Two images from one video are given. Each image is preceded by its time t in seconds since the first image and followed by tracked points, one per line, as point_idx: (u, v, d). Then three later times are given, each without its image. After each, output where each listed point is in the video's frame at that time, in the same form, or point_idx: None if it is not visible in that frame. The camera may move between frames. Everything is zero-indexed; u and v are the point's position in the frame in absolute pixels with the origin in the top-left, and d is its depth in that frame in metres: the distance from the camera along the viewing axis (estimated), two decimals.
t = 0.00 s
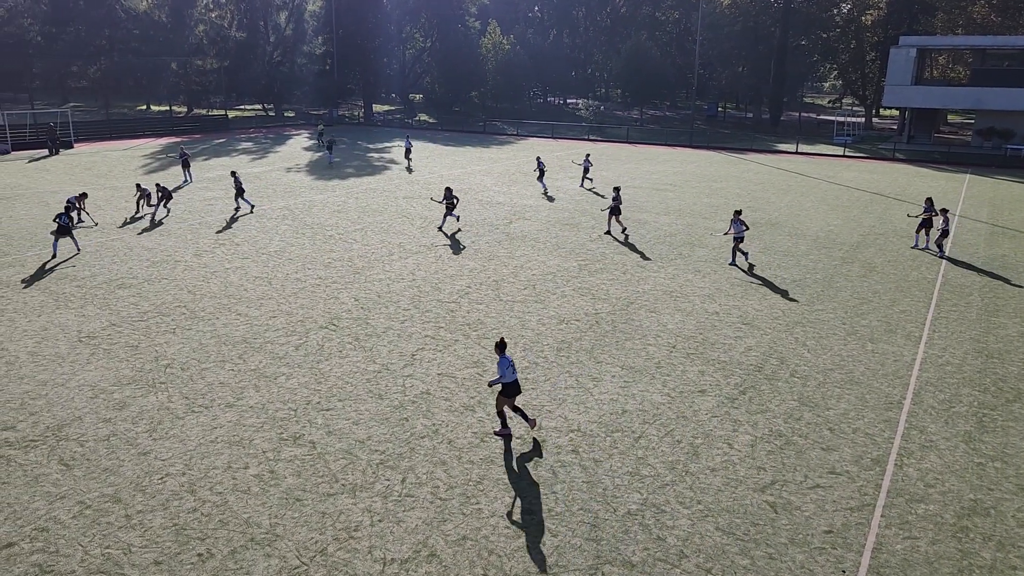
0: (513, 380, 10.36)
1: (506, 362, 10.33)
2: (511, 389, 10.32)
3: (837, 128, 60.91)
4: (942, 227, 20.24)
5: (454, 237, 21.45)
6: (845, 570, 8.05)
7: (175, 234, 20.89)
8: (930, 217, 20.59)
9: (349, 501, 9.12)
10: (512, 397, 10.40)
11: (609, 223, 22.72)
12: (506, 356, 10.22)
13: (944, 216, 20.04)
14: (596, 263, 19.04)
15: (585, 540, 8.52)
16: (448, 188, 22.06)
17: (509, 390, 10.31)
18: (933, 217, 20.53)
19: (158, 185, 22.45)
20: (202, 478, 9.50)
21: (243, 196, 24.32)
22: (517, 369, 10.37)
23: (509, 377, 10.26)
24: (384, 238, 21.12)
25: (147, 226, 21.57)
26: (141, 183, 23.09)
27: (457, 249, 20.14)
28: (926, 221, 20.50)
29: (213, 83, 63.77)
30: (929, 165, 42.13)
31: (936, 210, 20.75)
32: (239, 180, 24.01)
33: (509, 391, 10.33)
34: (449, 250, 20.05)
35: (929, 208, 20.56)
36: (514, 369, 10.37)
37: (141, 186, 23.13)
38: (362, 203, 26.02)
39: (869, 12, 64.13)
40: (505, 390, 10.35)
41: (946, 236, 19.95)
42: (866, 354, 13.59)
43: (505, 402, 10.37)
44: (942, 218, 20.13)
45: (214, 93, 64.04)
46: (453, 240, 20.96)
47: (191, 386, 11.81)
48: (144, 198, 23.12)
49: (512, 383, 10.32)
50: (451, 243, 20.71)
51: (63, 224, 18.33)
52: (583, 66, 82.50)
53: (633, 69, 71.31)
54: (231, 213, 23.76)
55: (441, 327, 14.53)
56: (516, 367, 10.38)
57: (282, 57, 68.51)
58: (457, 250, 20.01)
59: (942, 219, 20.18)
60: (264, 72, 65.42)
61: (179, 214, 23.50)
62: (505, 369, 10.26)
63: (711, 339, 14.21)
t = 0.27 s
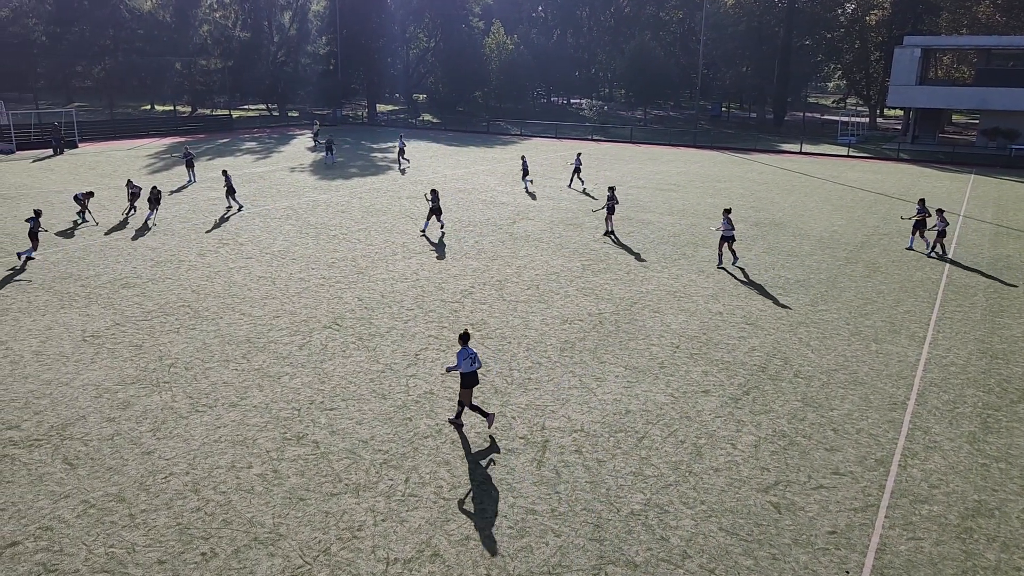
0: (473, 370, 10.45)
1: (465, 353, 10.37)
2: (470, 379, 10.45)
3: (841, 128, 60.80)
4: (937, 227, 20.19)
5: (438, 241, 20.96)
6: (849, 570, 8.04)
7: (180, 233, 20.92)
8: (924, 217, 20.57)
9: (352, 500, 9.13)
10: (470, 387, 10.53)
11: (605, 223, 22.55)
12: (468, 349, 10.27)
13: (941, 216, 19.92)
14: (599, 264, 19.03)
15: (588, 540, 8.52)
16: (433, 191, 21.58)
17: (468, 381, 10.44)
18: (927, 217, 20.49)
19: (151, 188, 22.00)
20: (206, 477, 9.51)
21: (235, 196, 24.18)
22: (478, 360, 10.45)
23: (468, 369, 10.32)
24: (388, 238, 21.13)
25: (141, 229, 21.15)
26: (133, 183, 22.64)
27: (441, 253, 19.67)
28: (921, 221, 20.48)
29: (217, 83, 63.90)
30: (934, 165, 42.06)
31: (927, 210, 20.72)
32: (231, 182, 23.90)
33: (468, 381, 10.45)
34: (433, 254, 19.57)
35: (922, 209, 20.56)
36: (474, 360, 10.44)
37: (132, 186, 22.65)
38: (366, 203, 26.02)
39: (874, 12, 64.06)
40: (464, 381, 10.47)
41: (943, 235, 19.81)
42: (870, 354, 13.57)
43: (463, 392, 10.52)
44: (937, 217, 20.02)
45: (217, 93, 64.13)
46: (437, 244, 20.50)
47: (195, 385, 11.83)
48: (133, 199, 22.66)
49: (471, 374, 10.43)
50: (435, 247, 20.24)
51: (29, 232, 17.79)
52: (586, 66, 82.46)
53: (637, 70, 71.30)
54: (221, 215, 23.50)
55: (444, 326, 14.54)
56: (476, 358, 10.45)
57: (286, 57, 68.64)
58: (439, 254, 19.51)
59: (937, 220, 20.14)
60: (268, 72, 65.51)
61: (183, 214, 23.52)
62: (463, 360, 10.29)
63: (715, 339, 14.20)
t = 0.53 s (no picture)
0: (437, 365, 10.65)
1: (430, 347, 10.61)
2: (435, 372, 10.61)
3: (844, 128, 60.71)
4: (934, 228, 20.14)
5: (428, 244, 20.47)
6: (851, 571, 8.04)
7: (184, 233, 20.96)
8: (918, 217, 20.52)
9: (355, 500, 9.14)
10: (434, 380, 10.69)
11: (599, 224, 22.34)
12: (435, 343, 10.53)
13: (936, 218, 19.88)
14: (602, 264, 19.02)
15: (591, 540, 8.51)
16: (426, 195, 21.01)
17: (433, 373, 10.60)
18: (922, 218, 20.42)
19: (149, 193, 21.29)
20: (209, 477, 9.52)
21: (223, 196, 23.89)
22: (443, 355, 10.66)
23: (433, 360, 10.55)
24: (391, 237, 21.14)
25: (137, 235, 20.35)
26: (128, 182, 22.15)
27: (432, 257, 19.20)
28: (917, 221, 20.38)
29: (220, 83, 63.99)
30: (937, 165, 42.01)
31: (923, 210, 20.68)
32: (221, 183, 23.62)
33: (431, 373, 10.61)
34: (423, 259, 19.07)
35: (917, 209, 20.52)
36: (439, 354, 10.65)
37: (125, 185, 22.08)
38: (369, 203, 26.02)
39: (877, 12, 63.99)
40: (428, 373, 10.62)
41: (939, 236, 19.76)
42: (873, 355, 13.55)
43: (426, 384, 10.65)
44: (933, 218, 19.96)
45: (221, 92, 64.22)
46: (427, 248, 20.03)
47: (198, 385, 11.84)
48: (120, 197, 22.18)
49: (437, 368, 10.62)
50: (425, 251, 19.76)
51: (0, 233, 17.22)
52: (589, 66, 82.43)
53: (639, 70, 71.28)
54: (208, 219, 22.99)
55: (447, 326, 14.55)
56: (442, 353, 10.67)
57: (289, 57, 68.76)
58: (430, 259, 19.01)
59: (933, 220, 20.10)
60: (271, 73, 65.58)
61: (186, 214, 23.54)
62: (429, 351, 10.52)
63: (718, 339, 14.19)
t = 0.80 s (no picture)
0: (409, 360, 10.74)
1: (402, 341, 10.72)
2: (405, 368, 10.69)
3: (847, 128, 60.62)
4: (929, 230, 20.07)
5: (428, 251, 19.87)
6: (854, 572, 8.03)
7: (187, 233, 20.99)
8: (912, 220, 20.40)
9: (357, 500, 9.14)
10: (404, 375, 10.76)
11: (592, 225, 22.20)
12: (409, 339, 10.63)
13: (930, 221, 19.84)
14: (604, 264, 18.99)
15: (593, 541, 8.51)
16: (425, 199, 20.34)
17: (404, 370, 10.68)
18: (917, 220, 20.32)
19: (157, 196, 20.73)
20: (211, 477, 9.53)
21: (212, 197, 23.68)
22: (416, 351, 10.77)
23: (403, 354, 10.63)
24: (393, 238, 21.14)
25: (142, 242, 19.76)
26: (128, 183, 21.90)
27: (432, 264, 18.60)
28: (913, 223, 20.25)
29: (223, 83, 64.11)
30: (940, 165, 41.94)
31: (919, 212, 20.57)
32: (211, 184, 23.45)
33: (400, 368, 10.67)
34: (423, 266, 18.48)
35: (912, 211, 20.40)
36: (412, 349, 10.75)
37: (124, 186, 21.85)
38: (371, 204, 26.02)
39: (880, 12, 63.90)
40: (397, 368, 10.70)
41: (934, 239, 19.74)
42: (876, 355, 13.54)
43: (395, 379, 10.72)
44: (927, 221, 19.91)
45: (224, 92, 64.30)
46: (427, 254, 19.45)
47: (201, 384, 11.87)
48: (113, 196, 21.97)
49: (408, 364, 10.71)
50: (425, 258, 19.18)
51: None
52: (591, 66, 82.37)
53: (642, 70, 71.24)
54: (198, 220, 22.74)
55: (449, 327, 14.55)
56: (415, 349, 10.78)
57: (292, 57, 68.86)
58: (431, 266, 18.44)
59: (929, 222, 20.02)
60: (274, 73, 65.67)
61: (188, 214, 23.57)
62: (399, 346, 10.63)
63: (720, 340, 14.18)
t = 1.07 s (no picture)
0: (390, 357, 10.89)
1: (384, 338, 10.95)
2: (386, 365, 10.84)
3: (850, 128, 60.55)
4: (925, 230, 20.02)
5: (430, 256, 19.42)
6: (855, 572, 8.02)
7: (188, 233, 21.01)
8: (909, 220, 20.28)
9: (359, 500, 9.15)
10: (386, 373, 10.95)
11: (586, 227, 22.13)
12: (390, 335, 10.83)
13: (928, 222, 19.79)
14: (605, 264, 18.99)
15: (594, 541, 8.51)
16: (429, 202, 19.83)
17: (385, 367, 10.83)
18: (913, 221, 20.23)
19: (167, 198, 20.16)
20: (213, 476, 9.54)
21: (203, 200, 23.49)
22: (397, 348, 10.93)
23: (385, 353, 10.81)
24: (395, 238, 21.16)
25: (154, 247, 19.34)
26: (132, 186, 21.82)
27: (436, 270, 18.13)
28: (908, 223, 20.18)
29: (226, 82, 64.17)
30: (943, 166, 41.90)
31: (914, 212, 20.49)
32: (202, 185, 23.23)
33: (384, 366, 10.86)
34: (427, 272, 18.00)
35: (908, 211, 20.31)
36: (393, 346, 10.93)
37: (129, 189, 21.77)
38: (373, 204, 26.03)
39: (882, 12, 63.87)
40: (378, 365, 10.89)
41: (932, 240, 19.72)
42: (878, 355, 13.53)
43: (376, 375, 10.92)
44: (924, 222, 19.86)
45: (226, 92, 64.36)
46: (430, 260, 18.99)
47: (203, 384, 11.88)
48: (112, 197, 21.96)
49: (389, 361, 10.85)
50: (427, 263, 18.72)
51: None
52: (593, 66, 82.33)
53: (644, 69, 71.22)
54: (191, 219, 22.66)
55: (451, 327, 14.56)
56: (396, 346, 10.95)
57: (294, 57, 68.97)
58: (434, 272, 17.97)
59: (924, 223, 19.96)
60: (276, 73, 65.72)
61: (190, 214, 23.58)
62: (381, 344, 10.83)
63: (722, 340, 14.18)
